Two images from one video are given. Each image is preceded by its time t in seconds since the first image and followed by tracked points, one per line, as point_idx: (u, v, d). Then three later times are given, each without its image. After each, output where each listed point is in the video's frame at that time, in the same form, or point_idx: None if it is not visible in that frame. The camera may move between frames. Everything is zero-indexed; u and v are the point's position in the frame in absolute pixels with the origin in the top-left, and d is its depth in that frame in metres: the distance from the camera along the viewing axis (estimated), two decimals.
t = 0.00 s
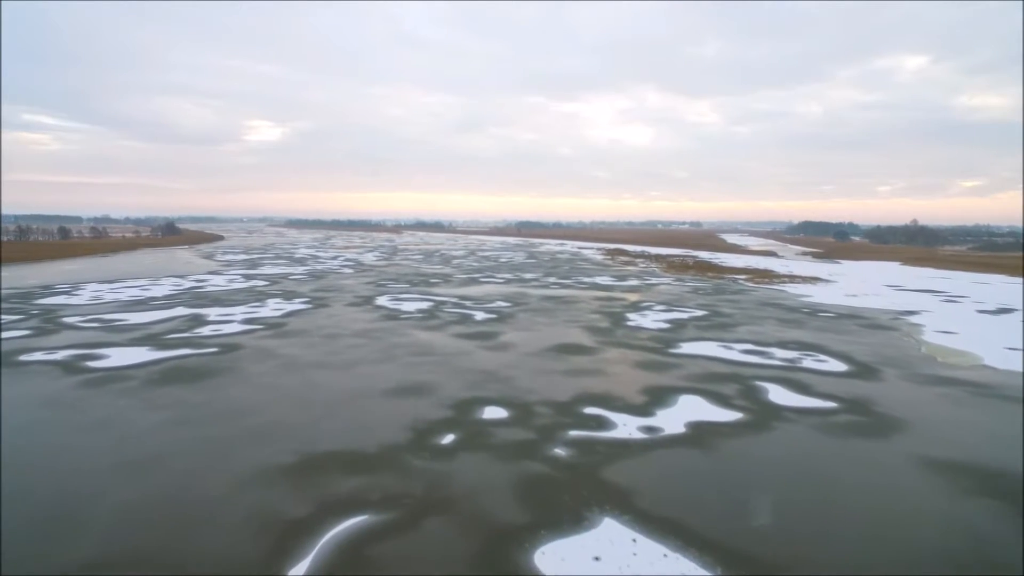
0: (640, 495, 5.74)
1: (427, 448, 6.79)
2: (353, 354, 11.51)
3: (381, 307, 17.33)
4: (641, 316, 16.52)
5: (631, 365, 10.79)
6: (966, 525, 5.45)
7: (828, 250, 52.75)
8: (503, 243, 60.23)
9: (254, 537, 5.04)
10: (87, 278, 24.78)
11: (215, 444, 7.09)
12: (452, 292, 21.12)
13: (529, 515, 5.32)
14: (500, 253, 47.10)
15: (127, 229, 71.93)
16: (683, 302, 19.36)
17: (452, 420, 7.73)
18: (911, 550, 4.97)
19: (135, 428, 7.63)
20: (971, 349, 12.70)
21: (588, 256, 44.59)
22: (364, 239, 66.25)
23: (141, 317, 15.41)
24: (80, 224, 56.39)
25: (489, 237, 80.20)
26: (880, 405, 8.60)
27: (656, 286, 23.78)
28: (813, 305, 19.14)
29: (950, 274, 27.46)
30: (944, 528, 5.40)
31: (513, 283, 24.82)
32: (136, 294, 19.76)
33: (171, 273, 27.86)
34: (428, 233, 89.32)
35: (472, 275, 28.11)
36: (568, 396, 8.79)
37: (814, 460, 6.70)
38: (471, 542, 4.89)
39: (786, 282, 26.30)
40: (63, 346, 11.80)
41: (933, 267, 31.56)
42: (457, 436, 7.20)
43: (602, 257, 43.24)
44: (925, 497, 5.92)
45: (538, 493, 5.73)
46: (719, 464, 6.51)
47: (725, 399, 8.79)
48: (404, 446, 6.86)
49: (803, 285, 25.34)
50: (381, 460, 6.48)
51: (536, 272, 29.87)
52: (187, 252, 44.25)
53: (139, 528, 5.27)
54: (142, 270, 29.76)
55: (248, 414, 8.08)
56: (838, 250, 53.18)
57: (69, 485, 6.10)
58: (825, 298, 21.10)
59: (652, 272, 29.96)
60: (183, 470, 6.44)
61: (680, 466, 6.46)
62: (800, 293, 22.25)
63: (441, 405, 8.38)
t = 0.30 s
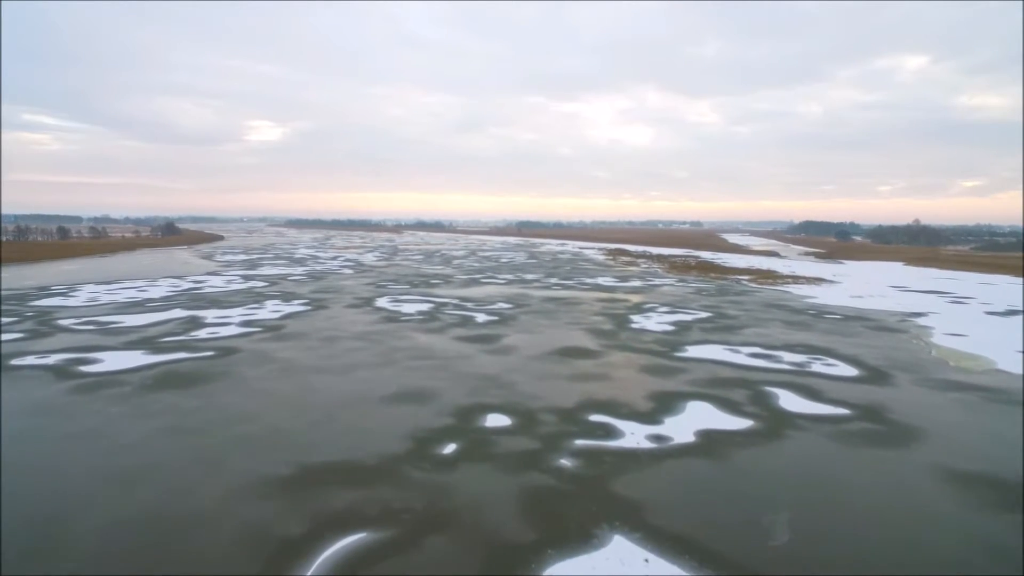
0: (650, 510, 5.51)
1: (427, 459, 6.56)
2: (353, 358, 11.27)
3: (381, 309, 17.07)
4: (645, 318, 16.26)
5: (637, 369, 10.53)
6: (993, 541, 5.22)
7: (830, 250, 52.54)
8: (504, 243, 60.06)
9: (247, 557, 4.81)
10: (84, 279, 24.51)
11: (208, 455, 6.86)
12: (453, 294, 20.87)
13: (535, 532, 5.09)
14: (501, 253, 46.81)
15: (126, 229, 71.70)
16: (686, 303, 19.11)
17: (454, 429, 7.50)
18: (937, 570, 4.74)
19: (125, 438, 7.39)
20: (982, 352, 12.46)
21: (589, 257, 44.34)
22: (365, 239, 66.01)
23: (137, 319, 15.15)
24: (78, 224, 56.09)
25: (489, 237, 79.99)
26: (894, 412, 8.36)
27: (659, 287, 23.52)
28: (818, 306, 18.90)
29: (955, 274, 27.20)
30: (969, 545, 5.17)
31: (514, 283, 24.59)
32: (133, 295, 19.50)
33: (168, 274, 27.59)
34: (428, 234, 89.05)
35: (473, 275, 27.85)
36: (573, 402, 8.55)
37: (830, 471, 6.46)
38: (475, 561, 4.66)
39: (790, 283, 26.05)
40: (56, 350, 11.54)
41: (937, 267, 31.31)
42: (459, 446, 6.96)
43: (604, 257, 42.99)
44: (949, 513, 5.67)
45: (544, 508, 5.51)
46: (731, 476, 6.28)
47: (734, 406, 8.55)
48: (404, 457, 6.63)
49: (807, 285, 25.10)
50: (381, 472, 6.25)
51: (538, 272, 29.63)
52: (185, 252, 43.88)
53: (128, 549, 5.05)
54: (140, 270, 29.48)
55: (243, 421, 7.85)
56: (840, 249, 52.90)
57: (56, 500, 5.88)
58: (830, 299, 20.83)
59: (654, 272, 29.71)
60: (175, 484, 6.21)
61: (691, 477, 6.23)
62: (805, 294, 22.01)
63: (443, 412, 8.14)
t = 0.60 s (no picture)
0: (663, 530, 5.28)
1: (429, 472, 6.31)
2: (352, 362, 11.01)
3: (381, 312, 16.79)
4: (649, 321, 16.00)
5: (643, 375, 10.26)
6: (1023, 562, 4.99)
7: (832, 251, 52.29)
8: (504, 244, 59.78)
9: None
10: (80, 280, 24.22)
11: (199, 469, 6.59)
12: (453, 295, 20.61)
13: (543, 553, 4.86)
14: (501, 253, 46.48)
15: (126, 229, 71.47)
16: (690, 305, 18.85)
17: (456, 439, 7.24)
18: None
19: (114, 450, 7.12)
20: (994, 356, 12.23)
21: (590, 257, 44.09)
22: (364, 240, 65.71)
23: (132, 322, 14.86)
24: (77, 224, 55.86)
25: (490, 237, 79.67)
26: (910, 420, 8.11)
27: (662, 289, 23.25)
28: (824, 308, 18.65)
29: (960, 274, 26.97)
30: (1000, 567, 4.93)
31: (516, 285, 24.33)
32: (129, 297, 19.22)
33: (166, 275, 27.30)
34: (428, 234, 88.79)
35: (474, 276, 27.60)
36: (578, 410, 8.29)
37: (849, 488, 6.22)
38: None
39: (794, 284, 25.80)
40: (48, 355, 11.26)
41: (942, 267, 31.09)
42: (462, 457, 6.71)
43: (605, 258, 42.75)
44: (976, 533, 5.43)
45: (552, 526, 5.26)
46: (746, 492, 6.02)
47: (745, 414, 8.29)
48: (405, 470, 6.38)
49: (812, 287, 24.84)
50: (381, 486, 6.01)
51: (539, 273, 29.38)
52: (183, 253, 43.54)
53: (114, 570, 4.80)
54: (139, 271, 29.20)
55: (236, 432, 7.59)
56: (842, 250, 52.69)
57: (38, 516, 5.62)
58: (836, 301, 20.54)
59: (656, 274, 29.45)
60: (163, 502, 5.94)
61: (704, 492, 5.99)
62: (809, 296, 21.76)
63: (445, 421, 7.88)
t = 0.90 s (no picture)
0: (675, 547, 5.03)
1: (430, 484, 6.08)
2: (351, 367, 10.77)
3: (381, 314, 16.54)
4: (653, 323, 15.76)
5: (649, 381, 10.00)
6: None
7: (834, 251, 51.98)
8: (504, 244, 60.07)
9: None
10: (77, 282, 23.98)
11: (191, 481, 6.35)
12: (454, 297, 20.38)
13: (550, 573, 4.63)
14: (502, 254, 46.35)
15: (126, 229, 71.30)
16: (694, 307, 18.61)
17: (458, 448, 7.01)
18: None
19: (104, 460, 6.88)
20: (1007, 360, 11.99)
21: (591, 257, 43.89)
22: (365, 240, 65.59)
23: (127, 325, 14.62)
24: (77, 224, 55.72)
25: (490, 238, 79.46)
26: (926, 429, 7.86)
27: (665, 291, 23.02)
28: (830, 311, 18.41)
29: (965, 275, 26.74)
30: None
31: (517, 286, 24.09)
32: (126, 299, 18.98)
33: (164, 276, 27.08)
34: (429, 234, 88.60)
35: (475, 278, 27.37)
36: (584, 418, 8.05)
37: (867, 500, 5.99)
38: None
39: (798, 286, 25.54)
40: (40, 360, 11.01)
41: (946, 268, 30.86)
42: (464, 467, 6.47)
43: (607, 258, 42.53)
44: (1003, 549, 5.19)
45: (559, 543, 5.03)
46: (760, 505, 5.79)
47: (756, 422, 8.05)
48: (405, 482, 6.14)
49: (816, 288, 24.61)
50: (380, 500, 5.78)
51: (541, 275, 29.13)
52: (183, 254, 43.39)
53: None
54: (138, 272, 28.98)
55: (231, 441, 7.36)
56: (844, 250, 52.49)
57: (23, 529, 5.40)
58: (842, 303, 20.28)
59: (659, 275, 29.23)
60: (153, 514, 5.72)
61: (717, 506, 5.76)
62: (814, 298, 21.52)
63: (446, 429, 7.64)
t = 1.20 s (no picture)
0: (688, 568, 4.80)
1: (431, 499, 5.84)
2: (350, 372, 10.53)
3: (381, 317, 16.25)
4: (657, 326, 15.50)
5: (656, 387, 9.73)
6: None
7: (836, 251, 51.72)
8: (505, 244, 59.93)
9: None
10: (73, 283, 23.73)
11: (182, 497, 6.12)
12: (455, 299, 20.13)
13: None
14: (503, 254, 46.09)
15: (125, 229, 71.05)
16: (698, 309, 18.35)
17: (460, 460, 6.76)
18: None
19: (92, 472, 6.65)
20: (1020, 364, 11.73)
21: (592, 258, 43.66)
22: (365, 240, 65.66)
23: (123, 328, 14.38)
24: (76, 224, 55.49)
25: (491, 238, 79.25)
26: (944, 438, 7.62)
27: (668, 292, 22.77)
28: (836, 313, 18.16)
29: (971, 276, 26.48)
30: None
31: (519, 287, 23.85)
32: (122, 302, 18.71)
33: (162, 277, 26.85)
34: (429, 234, 88.38)
35: (475, 279, 27.13)
36: (590, 427, 7.80)
37: (886, 515, 5.74)
38: None
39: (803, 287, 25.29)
40: (31, 365, 10.74)
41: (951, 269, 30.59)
42: (467, 481, 6.24)
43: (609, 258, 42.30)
44: None
45: (567, 566, 4.79)
46: (776, 522, 5.53)
47: (768, 431, 7.80)
48: (405, 497, 5.90)
49: (821, 289, 24.35)
50: (379, 517, 5.54)
51: (542, 275, 28.86)
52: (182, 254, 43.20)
53: None
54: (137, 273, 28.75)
55: (224, 452, 7.13)
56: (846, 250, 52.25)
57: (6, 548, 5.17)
58: (848, 305, 19.99)
59: (661, 276, 28.97)
60: (142, 531, 5.49)
61: (731, 522, 5.51)
62: (819, 299, 21.27)
63: (447, 439, 7.40)
